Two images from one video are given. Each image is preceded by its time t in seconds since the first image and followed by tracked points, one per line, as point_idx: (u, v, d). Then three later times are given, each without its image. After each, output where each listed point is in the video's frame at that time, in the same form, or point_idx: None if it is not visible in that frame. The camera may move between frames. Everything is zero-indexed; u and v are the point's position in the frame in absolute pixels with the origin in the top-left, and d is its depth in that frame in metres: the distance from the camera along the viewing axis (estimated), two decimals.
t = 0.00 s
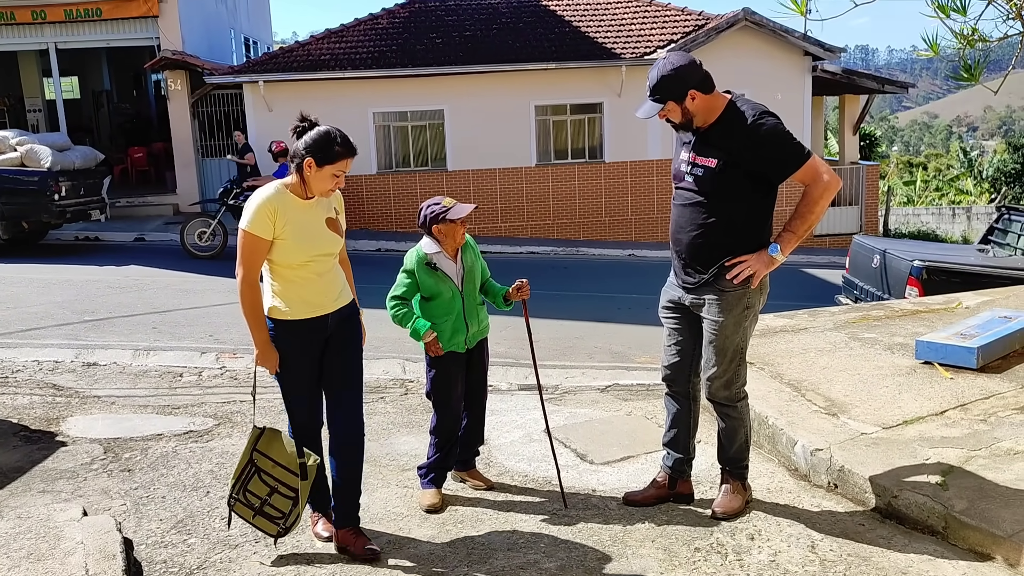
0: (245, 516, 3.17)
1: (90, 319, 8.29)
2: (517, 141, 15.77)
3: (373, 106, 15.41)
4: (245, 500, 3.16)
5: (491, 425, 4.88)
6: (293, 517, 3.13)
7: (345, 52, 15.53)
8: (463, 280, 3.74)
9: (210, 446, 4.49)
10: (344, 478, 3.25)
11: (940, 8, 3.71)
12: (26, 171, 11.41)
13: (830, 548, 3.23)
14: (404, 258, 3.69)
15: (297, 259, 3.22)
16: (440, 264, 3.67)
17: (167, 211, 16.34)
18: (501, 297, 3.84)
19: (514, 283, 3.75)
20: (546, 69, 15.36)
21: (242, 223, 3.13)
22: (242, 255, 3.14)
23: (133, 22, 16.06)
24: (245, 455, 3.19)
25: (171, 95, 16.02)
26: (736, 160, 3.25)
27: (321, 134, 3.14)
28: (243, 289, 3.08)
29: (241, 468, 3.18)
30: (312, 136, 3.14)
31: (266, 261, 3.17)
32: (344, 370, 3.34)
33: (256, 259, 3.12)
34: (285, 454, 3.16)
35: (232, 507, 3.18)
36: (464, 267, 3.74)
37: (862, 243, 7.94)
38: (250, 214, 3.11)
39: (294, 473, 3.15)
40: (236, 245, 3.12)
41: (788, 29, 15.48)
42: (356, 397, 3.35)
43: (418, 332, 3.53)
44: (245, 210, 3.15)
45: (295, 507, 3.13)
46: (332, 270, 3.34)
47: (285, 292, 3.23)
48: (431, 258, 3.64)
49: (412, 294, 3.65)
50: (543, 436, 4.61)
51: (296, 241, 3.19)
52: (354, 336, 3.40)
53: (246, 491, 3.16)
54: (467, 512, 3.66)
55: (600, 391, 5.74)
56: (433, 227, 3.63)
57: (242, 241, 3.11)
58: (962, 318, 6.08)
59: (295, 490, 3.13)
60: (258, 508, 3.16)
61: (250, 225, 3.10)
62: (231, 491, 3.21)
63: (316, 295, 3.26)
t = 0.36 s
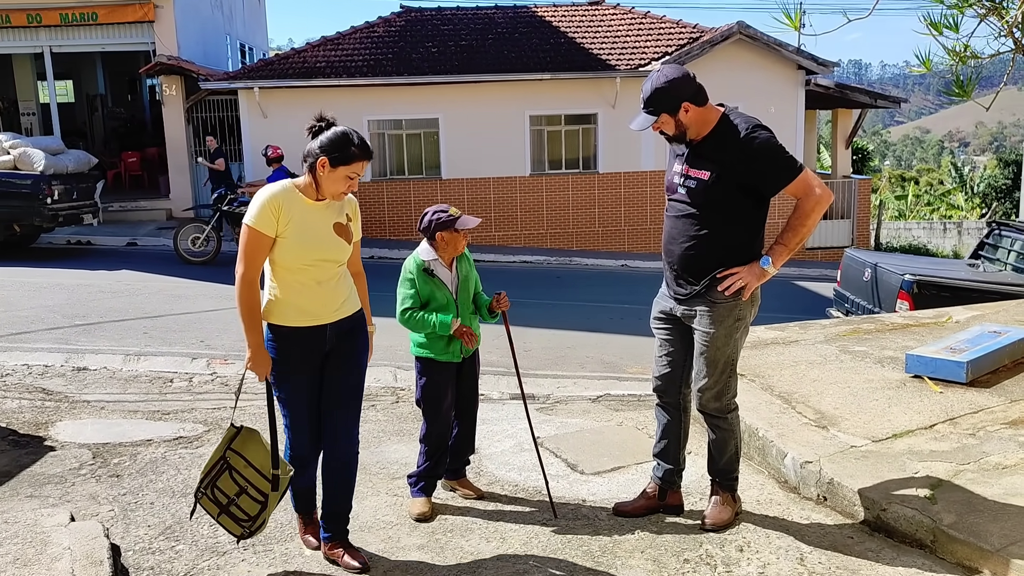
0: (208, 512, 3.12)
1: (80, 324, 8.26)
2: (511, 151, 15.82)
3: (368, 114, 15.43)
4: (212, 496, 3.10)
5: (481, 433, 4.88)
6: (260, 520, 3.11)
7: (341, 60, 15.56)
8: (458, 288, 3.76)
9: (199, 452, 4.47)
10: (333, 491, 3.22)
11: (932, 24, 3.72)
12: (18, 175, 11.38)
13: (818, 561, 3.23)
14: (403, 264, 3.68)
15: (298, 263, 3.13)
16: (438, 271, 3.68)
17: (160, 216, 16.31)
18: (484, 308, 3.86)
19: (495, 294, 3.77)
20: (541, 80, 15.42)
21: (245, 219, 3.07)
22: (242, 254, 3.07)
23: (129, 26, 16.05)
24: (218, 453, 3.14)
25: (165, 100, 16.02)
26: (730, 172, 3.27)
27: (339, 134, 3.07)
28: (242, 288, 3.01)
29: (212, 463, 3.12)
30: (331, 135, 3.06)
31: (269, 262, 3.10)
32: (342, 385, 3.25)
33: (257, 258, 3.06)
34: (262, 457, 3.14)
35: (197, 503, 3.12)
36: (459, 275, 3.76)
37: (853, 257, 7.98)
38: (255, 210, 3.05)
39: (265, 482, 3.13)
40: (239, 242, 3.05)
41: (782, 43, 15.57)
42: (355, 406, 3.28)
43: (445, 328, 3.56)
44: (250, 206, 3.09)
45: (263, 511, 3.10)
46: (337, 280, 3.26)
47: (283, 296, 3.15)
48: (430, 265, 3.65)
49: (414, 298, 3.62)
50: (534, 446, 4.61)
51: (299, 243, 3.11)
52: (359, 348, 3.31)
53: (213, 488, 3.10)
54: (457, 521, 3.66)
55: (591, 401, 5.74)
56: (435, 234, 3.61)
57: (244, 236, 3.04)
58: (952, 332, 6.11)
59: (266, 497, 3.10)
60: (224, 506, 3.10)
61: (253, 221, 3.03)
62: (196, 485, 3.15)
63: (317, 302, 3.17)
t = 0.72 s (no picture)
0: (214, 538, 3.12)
1: (72, 324, 8.23)
2: (507, 156, 15.83)
3: (363, 118, 15.44)
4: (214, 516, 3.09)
5: (473, 439, 4.87)
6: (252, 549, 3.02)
7: (337, 63, 15.56)
8: (454, 292, 3.77)
9: (189, 454, 4.45)
10: (324, 490, 3.24)
11: (927, 35, 3.75)
12: (12, 174, 11.33)
13: (808, 569, 3.24)
14: (402, 268, 3.67)
15: (295, 262, 3.11)
16: (435, 276, 3.69)
17: (153, 217, 16.27)
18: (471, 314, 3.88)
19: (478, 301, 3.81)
20: (536, 86, 15.44)
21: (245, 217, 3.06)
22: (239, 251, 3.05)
23: (124, 27, 16.03)
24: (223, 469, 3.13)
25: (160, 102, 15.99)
26: (725, 178, 3.28)
27: (345, 133, 3.05)
28: (237, 284, 2.98)
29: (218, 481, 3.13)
30: (337, 135, 3.05)
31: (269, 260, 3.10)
32: (335, 389, 3.22)
33: (254, 257, 3.04)
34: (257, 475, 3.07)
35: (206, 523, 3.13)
36: (454, 280, 3.77)
37: (846, 266, 8.01)
38: (255, 208, 3.04)
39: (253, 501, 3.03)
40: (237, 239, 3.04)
41: (777, 52, 15.64)
42: (349, 409, 3.27)
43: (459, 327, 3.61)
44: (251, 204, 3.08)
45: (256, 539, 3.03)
46: (336, 282, 3.23)
47: (277, 297, 3.12)
48: (429, 269, 3.65)
49: (412, 302, 3.62)
50: (526, 452, 4.61)
51: (297, 242, 3.09)
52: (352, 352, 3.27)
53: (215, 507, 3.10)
54: (447, 526, 3.65)
55: (584, 408, 5.75)
56: (436, 238, 3.61)
57: (241, 233, 3.03)
58: (944, 342, 6.13)
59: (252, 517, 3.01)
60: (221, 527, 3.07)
61: (253, 219, 3.02)
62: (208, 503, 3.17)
63: (312, 304, 3.14)
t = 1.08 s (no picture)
0: None
1: (68, 322, 8.21)
2: (504, 158, 15.84)
3: (361, 118, 15.43)
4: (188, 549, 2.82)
5: (468, 440, 4.87)
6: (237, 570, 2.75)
7: (336, 63, 15.55)
8: (449, 294, 3.77)
9: (184, 453, 4.44)
10: (311, 490, 3.21)
11: (925, 41, 3.76)
12: (9, 170, 11.31)
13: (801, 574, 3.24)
14: (398, 269, 3.66)
15: (287, 268, 2.99)
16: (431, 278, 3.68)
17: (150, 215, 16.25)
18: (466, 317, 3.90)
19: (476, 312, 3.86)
20: (534, 88, 15.45)
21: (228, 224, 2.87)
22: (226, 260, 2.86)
23: (123, 25, 16.02)
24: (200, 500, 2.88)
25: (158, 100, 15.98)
26: (720, 182, 3.29)
27: (331, 132, 2.98)
28: (225, 297, 2.79)
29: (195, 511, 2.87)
30: (325, 132, 2.98)
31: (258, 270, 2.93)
32: (324, 394, 3.17)
33: (244, 263, 2.85)
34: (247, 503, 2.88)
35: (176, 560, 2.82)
36: (449, 282, 3.77)
37: (842, 272, 8.03)
38: (241, 213, 2.87)
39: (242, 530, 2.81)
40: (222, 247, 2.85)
41: (776, 58, 15.67)
42: (336, 412, 3.23)
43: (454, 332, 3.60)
44: (234, 209, 2.91)
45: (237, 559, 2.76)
46: (323, 285, 3.14)
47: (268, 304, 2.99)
48: (425, 271, 3.64)
49: (408, 304, 3.61)
50: (521, 453, 4.61)
51: (289, 246, 2.97)
52: (339, 352, 3.20)
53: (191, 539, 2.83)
54: (441, 527, 3.65)
55: (579, 410, 5.75)
56: (433, 240, 3.60)
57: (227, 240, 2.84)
58: (938, 348, 6.15)
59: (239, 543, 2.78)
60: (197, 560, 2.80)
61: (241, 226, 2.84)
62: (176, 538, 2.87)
63: (304, 308, 3.04)
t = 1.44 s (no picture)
0: None
1: (68, 317, 8.21)
2: (506, 158, 15.84)
3: (364, 117, 15.44)
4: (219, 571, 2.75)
5: (467, 439, 4.87)
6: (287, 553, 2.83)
7: (338, 62, 15.56)
8: (448, 293, 3.76)
9: (183, 449, 4.45)
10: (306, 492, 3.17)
11: (928, 44, 3.77)
12: (11, 165, 11.31)
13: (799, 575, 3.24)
14: (396, 268, 3.68)
15: (276, 264, 2.84)
16: (429, 277, 3.67)
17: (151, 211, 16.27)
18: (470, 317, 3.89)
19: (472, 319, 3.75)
20: (536, 89, 15.44)
21: (217, 220, 2.68)
22: (215, 260, 2.68)
23: (126, 21, 16.02)
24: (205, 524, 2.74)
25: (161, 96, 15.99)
26: (720, 182, 3.29)
27: (311, 119, 2.87)
28: (220, 297, 2.63)
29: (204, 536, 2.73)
30: (305, 119, 2.86)
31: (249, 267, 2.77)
32: (309, 390, 3.11)
33: (236, 260, 2.67)
34: (258, 498, 2.83)
35: None
36: (450, 281, 3.76)
37: (842, 275, 8.04)
38: (232, 208, 2.68)
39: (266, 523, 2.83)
40: (213, 245, 2.66)
41: (778, 60, 15.68)
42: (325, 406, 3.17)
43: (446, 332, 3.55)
44: (221, 204, 2.71)
45: (281, 539, 2.83)
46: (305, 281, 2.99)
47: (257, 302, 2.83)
48: (422, 270, 3.64)
49: (404, 303, 3.63)
50: (520, 452, 4.62)
51: (279, 242, 2.82)
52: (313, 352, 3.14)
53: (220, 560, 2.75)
54: (439, 525, 3.65)
55: (578, 410, 5.75)
56: (429, 239, 3.60)
57: (220, 237, 2.66)
58: (938, 352, 6.14)
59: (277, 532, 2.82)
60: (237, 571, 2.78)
61: (234, 220, 2.67)
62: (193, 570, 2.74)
63: (293, 307, 2.91)
